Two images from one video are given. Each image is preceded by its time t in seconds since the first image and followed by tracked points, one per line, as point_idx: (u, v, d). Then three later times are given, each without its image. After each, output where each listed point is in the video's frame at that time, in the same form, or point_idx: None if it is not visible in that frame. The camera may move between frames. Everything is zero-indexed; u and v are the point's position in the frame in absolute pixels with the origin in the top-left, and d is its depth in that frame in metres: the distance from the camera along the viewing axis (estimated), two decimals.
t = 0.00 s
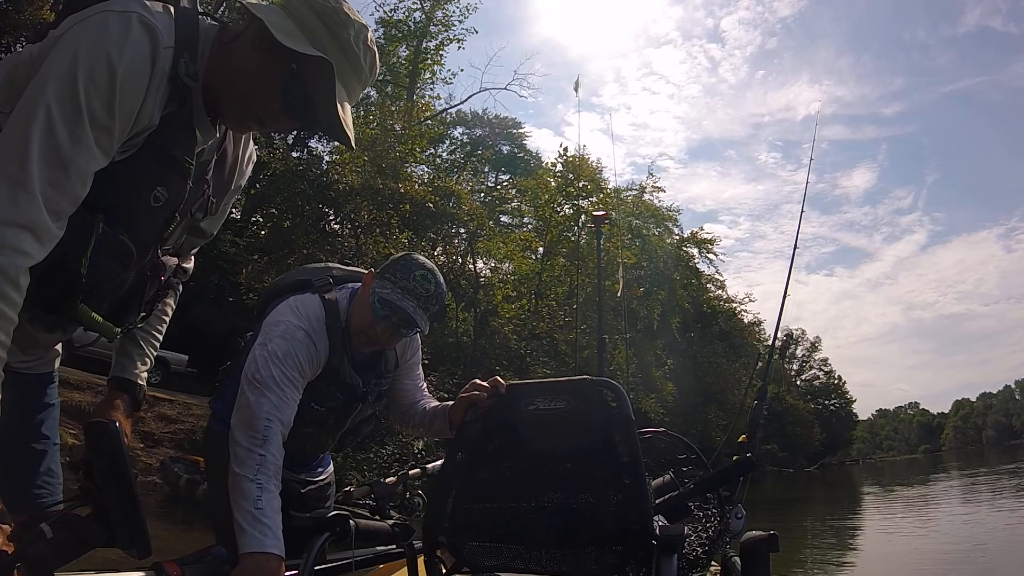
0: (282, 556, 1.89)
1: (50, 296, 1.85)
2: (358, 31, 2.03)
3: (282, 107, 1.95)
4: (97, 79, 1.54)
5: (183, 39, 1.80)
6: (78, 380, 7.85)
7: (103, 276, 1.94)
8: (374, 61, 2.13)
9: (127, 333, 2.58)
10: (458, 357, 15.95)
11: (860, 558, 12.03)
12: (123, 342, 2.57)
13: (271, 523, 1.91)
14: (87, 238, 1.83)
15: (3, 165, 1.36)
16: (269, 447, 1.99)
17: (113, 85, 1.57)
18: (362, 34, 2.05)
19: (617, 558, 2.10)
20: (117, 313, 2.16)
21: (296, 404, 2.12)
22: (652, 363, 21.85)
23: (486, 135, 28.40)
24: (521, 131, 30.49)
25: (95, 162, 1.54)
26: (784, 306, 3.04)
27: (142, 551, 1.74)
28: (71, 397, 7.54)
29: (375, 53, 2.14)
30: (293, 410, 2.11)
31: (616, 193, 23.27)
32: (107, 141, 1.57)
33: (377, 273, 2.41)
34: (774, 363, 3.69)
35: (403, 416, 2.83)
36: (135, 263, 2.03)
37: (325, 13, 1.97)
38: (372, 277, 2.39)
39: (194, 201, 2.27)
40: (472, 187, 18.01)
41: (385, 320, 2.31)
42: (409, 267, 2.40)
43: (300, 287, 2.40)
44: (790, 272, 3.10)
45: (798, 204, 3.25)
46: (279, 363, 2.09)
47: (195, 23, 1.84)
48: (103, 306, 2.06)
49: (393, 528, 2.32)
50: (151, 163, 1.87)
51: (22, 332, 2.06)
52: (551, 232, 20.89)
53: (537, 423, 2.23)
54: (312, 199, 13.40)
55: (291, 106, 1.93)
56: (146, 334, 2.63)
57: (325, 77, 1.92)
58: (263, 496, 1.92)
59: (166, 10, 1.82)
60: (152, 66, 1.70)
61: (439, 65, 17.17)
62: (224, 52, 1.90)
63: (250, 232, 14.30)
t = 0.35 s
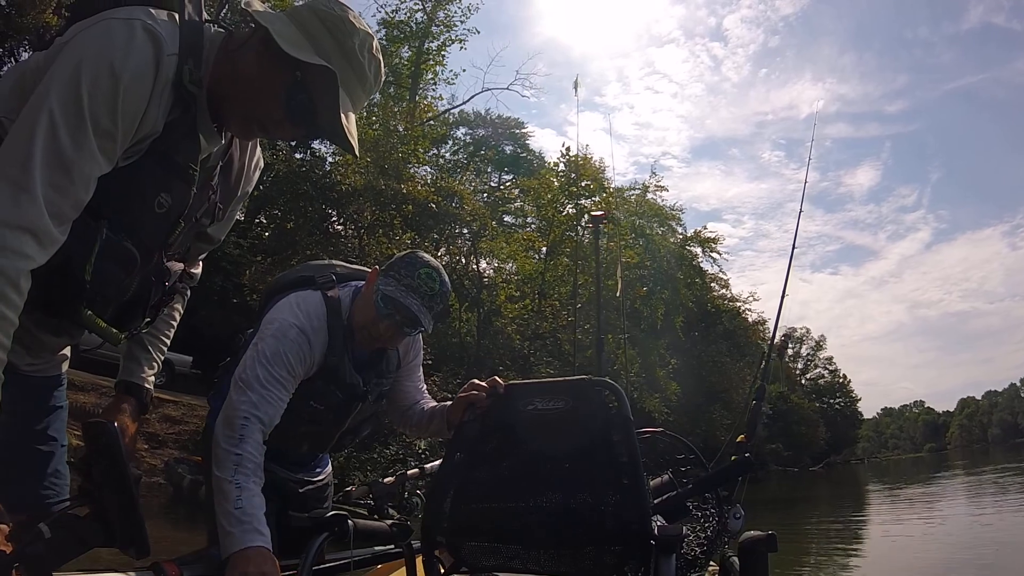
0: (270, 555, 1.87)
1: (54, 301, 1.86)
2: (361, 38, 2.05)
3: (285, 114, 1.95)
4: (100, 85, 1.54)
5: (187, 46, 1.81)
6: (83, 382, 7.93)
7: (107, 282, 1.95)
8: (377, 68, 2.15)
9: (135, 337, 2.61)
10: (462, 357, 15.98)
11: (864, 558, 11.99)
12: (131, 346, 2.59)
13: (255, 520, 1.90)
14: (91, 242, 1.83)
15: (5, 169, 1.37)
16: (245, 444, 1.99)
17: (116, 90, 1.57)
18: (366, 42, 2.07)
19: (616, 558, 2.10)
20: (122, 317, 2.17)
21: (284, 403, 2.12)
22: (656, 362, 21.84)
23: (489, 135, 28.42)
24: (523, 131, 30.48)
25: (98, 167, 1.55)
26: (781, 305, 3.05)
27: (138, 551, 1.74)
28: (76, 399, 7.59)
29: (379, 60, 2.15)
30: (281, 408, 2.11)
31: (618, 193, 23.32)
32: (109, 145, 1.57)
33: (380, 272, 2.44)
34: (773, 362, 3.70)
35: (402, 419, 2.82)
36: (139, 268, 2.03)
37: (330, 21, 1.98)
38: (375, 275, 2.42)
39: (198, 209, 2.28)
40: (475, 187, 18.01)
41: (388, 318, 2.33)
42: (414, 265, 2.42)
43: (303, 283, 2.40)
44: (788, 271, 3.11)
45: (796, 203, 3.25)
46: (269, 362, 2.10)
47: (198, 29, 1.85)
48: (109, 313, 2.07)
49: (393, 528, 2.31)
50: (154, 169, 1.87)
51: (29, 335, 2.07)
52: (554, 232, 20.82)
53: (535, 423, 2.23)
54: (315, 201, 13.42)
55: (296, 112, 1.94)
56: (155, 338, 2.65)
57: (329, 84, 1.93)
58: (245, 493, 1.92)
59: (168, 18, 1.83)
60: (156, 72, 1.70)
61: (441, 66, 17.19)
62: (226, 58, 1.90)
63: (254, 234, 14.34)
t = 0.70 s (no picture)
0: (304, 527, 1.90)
1: (56, 304, 1.87)
2: (357, 46, 2.05)
3: (283, 116, 1.94)
4: (99, 93, 1.54)
5: (186, 53, 1.81)
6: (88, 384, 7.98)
7: (111, 287, 1.96)
8: (374, 79, 2.14)
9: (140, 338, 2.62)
10: (466, 357, 15.99)
11: (870, 557, 11.92)
12: (135, 348, 2.60)
13: (278, 500, 1.92)
14: (94, 248, 1.83)
15: (5, 174, 1.38)
16: (250, 436, 1.99)
17: (114, 98, 1.58)
18: (362, 51, 2.07)
19: (615, 558, 2.10)
20: (126, 322, 2.18)
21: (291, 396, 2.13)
22: (662, 361, 21.82)
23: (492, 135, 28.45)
24: (527, 131, 30.49)
25: (97, 172, 1.55)
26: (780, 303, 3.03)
27: (138, 551, 1.74)
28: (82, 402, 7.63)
29: (376, 71, 2.15)
30: (285, 403, 2.11)
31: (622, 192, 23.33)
32: (108, 151, 1.58)
33: (383, 266, 2.45)
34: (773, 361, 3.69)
35: (402, 416, 2.83)
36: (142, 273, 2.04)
37: (325, 29, 1.98)
38: (378, 269, 2.43)
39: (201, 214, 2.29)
40: (478, 187, 18.03)
41: (392, 312, 2.33)
42: (416, 260, 2.44)
43: (305, 279, 2.41)
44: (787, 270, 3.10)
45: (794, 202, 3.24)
46: (273, 356, 2.11)
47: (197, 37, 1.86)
48: (111, 317, 2.07)
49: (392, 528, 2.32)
50: (154, 175, 1.88)
51: (29, 339, 2.08)
52: (558, 232, 20.78)
53: (534, 424, 2.23)
54: (319, 202, 13.44)
55: (292, 117, 1.94)
56: (159, 340, 2.66)
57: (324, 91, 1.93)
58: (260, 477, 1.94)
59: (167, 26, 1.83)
60: (155, 79, 1.71)
61: (444, 67, 17.21)
62: (225, 66, 1.90)
63: (258, 235, 14.38)
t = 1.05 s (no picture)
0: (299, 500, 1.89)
1: (59, 307, 1.88)
2: (353, 56, 2.04)
3: (280, 123, 1.95)
4: (98, 99, 1.55)
5: (185, 59, 1.82)
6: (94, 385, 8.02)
7: (113, 291, 1.97)
8: (370, 90, 2.13)
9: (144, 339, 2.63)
10: (471, 357, 16.00)
11: (876, 557, 11.86)
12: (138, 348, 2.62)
13: (279, 472, 1.92)
14: (97, 253, 1.84)
15: (6, 176, 1.39)
16: (254, 410, 2.01)
17: (114, 104, 1.58)
18: (357, 60, 2.06)
19: (614, 558, 2.10)
20: (129, 325, 2.19)
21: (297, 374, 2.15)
22: (667, 361, 21.77)
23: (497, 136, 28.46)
24: (532, 131, 30.47)
25: (97, 177, 1.56)
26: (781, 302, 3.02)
27: (139, 550, 1.75)
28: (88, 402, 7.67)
29: (372, 83, 2.14)
30: (289, 380, 2.12)
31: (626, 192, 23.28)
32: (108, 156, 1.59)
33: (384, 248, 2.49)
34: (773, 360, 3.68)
35: (402, 406, 2.83)
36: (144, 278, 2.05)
37: (322, 37, 1.97)
38: (379, 251, 2.46)
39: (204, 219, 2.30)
40: (483, 187, 18.04)
41: (397, 288, 2.37)
42: (418, 239, 2.46)
43: (310, 265, 2.41)
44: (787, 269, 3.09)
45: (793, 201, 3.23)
46: (278, 335, 2.12)
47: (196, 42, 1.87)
48: (114, 322, 2.09)
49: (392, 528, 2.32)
50: (154, 182, 1.88)
51: (30, 339, 2.09)
52: (563, 232, 20.74)
53: (534, 424, 2.23)
54: (324, 202, 13.46)
55: (287, 125, 1.94)
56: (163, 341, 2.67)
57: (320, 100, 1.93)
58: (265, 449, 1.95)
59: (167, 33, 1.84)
60: (154, 85, 1.71)
61: (449, 67, 17.21)
62: (224, 73, 1.91)
63: (264, 236, 14.41)
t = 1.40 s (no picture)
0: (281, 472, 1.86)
1: (62, 307, 1.89)
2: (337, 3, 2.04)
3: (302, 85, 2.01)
4: (99, 99, 1.56)
5: (186, 59, 1.83)
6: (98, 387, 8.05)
7: (115, 291, 1.98)
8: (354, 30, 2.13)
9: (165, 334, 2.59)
10: (475, 357, 15.99)
11: (883, 557, 11.77)
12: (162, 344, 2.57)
13: (271, 445, 1.90)
14: (98, 254, 1.85)
15: (11, 174, 1.39)
16: (259, 384, 2.00)
17: (114, 105, 1.59)
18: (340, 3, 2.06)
19: (618, 559, 2.10)
20: (130, 325, 2.20)
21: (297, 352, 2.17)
22: (672, 361, 21.72)
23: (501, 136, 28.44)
24: (537, 131, 30.45)
25: (99, 176, 1.57)
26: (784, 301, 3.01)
27: (140, 547, 1.75)
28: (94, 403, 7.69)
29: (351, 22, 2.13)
30: (292, 356, 2.15)
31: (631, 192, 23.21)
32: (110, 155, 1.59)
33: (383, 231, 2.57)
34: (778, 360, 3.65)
35: (404, 398, 2.84)
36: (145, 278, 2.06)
37: None
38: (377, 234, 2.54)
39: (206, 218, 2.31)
40: (487, 188, 18.03)
41: (398, 262, 2.44)
42: (411, 219, 2.57)
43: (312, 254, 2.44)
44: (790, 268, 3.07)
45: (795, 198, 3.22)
46: (280, 313, 2.15)
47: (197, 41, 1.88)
48: (116, 323, 2.10)
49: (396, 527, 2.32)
50: (155, 182, 1.89)
51: (32, 339, 2.10)
52: (567, 231, 20.71)
53: (537, 424, 2.23)
54: (327, 203, 13.58)
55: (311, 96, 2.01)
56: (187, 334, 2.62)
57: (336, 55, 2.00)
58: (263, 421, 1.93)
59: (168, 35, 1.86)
60: (154, 87, 1.73)
61: (453, 67, 17.21)
62: (227, 69, 1.93)
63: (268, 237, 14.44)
